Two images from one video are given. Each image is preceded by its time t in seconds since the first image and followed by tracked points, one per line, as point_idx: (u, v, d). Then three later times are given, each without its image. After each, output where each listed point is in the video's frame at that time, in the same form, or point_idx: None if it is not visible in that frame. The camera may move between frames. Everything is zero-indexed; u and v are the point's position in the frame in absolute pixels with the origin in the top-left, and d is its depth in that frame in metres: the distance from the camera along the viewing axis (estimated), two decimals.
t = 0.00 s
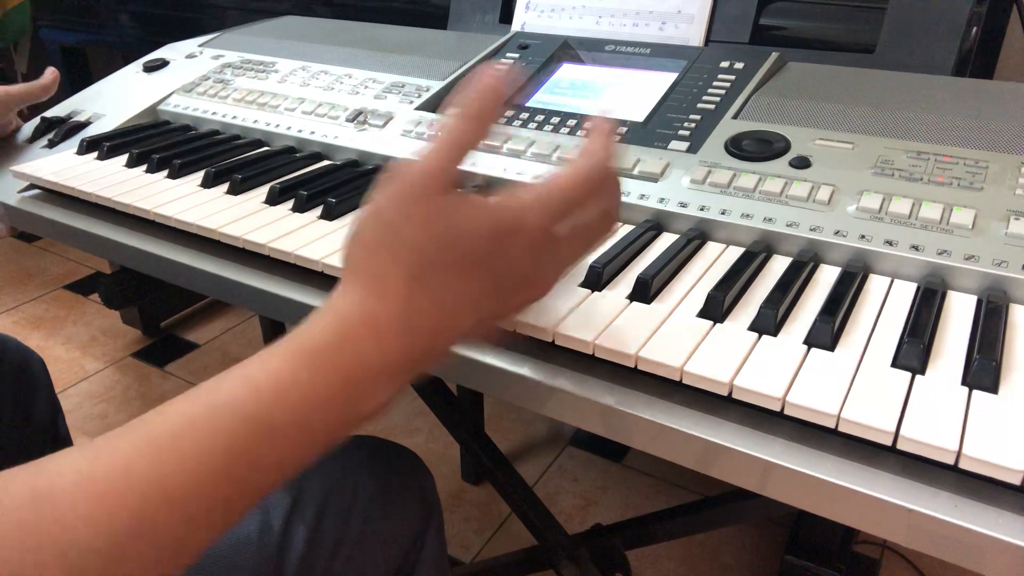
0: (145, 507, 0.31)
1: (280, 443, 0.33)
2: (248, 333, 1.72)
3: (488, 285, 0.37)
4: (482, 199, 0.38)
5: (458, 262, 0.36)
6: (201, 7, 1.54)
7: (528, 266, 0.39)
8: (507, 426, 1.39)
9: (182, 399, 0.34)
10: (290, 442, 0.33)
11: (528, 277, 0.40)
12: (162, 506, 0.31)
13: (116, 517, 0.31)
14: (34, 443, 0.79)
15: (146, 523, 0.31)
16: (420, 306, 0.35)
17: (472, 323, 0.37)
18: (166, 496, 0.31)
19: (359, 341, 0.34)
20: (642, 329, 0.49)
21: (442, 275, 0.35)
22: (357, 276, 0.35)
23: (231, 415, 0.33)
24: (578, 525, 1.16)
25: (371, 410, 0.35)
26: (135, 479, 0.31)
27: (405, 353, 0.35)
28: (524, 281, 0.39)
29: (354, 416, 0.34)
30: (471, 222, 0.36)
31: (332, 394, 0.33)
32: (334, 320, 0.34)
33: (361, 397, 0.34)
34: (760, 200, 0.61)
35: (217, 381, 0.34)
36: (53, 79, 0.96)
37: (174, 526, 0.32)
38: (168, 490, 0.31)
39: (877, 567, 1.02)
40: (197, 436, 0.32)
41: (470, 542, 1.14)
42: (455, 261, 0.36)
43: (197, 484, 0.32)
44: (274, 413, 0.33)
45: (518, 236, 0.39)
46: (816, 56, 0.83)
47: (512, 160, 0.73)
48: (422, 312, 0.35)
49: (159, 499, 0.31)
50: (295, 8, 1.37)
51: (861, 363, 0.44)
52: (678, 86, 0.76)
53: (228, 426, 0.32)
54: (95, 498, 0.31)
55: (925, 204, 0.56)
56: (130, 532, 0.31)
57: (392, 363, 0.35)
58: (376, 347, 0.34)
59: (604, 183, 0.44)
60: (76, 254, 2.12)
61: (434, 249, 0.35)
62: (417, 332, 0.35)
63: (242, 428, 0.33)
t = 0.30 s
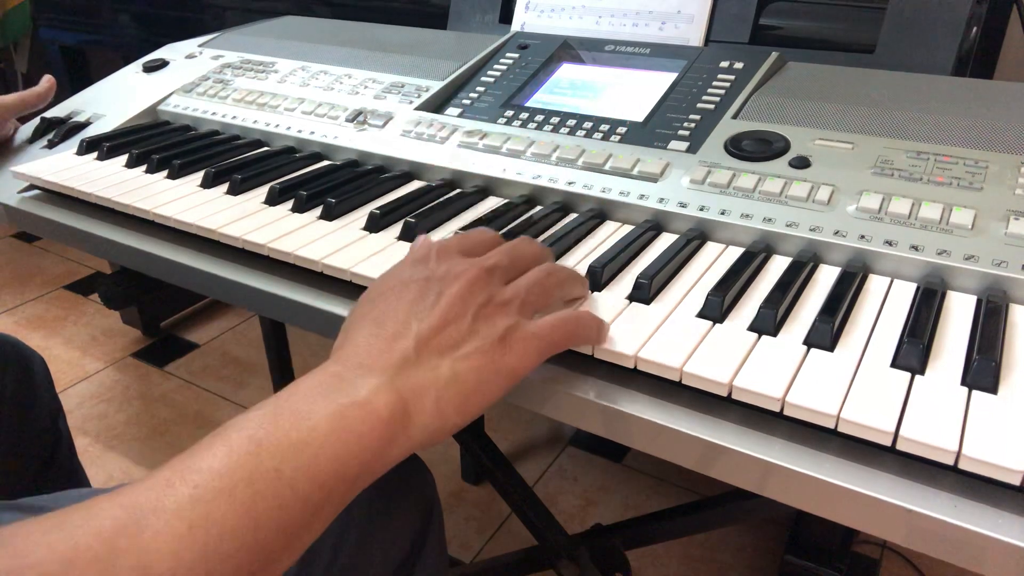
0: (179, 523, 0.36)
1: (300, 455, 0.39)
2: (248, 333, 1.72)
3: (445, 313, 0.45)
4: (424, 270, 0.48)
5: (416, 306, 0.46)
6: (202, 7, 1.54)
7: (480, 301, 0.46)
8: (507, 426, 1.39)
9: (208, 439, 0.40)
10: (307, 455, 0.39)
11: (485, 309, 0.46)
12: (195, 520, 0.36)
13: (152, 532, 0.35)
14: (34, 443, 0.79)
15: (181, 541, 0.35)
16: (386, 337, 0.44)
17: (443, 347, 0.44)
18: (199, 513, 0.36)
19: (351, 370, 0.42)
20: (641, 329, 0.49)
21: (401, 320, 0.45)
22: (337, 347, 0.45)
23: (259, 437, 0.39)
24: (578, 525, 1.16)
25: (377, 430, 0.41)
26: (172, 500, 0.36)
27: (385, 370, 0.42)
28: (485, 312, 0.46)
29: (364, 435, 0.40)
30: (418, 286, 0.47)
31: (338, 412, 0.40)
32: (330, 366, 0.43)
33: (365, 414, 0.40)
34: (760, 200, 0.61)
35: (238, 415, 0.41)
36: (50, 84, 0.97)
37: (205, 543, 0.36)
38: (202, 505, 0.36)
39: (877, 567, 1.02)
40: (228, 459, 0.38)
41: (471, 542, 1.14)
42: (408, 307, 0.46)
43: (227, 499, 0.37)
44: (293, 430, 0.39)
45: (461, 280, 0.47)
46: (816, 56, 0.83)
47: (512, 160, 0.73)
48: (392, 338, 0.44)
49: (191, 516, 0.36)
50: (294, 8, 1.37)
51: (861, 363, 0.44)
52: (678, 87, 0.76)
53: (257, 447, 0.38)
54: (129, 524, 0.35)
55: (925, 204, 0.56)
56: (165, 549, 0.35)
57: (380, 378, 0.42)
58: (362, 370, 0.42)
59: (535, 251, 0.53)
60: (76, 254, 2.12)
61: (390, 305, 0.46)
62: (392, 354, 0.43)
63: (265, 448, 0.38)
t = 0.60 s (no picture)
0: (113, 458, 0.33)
1: (245, 401, 0.35)
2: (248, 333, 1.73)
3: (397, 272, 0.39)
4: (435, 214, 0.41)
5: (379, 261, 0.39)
6: (202, 7, 1.54)
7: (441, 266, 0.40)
8: (507, 427, 1.39)
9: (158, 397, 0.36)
10: (252, 409, 0.35)
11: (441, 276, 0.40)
12: (135, 453, 0.33)
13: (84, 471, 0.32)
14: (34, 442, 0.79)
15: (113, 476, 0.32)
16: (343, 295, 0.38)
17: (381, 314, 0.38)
18: (142, 450, 0.33)
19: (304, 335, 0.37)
20: (641, 329, 0.49)
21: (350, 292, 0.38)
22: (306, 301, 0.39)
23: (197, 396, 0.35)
24: (578, 525, 1.16)
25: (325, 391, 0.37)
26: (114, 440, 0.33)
27: (334, 317, 0.37)
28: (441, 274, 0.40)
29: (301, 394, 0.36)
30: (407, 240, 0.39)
31: (285, 362, 0.36)
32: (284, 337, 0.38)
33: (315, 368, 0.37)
34: (760, 200, 0.61)
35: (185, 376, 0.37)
36: (44, 85, 0.96)
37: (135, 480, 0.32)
38: (144, 451, 0.33)
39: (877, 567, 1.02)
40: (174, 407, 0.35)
41: (471, 542, 1.14)
42: (376, 266, 0.38)
43: (168, 444, 0.33)
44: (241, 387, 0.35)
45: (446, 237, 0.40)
46: (816, 56, 0.83)
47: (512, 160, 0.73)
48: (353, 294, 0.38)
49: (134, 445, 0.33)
50: (294, 9, 1.37)
51: (861, 363, 0.44)
52: (678, 86, 0.76)
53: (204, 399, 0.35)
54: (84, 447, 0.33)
55: (925, 204, 0.56)
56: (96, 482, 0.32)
57: (327, 323, 0.38)
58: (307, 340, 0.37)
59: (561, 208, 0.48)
60: (76, 253, 2.12)
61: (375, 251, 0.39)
62: (339, 304, 0.38)
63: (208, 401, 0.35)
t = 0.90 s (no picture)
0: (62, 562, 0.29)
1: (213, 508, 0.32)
2: (248, 333, 1.73)
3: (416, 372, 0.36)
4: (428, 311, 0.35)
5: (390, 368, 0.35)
6: (202, 7, 1.54)
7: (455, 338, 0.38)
8: (507, 426, 1.40)
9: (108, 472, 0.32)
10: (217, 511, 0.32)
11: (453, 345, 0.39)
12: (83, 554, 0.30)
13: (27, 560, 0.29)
14: (34, 442, 0.79)
15: None
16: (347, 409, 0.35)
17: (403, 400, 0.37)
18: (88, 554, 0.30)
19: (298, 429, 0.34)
20: (641, 329, 0.49)
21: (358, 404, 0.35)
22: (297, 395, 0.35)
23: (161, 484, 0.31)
24: (579, 525, 1.16)
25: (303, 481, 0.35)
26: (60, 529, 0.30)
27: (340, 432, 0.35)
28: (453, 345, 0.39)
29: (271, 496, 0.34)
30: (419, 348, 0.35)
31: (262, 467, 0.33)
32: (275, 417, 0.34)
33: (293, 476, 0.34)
34: (760, 201, 0.61)
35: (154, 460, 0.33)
36: (40, 86, 0.96)
37: None
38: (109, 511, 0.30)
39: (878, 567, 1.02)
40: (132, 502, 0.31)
41: (471, 542, 1.14)
42: (395, 375, 0.35)
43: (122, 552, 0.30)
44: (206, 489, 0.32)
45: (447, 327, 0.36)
46: (815, 57, 0.83)
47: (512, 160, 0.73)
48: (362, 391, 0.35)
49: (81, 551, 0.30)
50: (294, 8, 1.37)
51: (861, 363, 0.44)
52: (678, 86, 0.76)
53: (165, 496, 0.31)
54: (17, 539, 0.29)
55: (925, 204, 0.56)
56: None
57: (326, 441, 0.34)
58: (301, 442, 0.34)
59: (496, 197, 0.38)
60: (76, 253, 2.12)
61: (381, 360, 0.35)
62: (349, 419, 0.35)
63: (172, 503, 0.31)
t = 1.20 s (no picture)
0: (118, 539, 0.32)
1: (241, 483, 0.35)
2: (248, 333, 1.73)
3: (431, 318, 0.41)
4: (411, 259, 0.43)
5: (398, 306, 0.41)
6: (201, 7, 1.54)
7: (468, 304, 0.42)
8: (507, 426, 1.40)
9: (162, 442, 0.36)
10: (256, 476, 0.35)
11: (472, 312, 0.43)
12: (131, 540, 0.33)
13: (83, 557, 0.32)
14: (35, 442, 0.79)
15: (114, 558, 0.32)
16: (364, 343, 0.39)
17: (424, 354, 0.40)
18: (136, 530, 0.33)
19: (324, 375, 0.38)
20: (642, 329, 0.49)
21: (374, 343, 0.39)
22: (313, 344, 0.40)
23: (195, 452, 0.35)
24: (578, 525, 1.16)
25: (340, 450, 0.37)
26: (112, 511, 0.33)
27: (358, 382, 0.38)
28: (470, 315, 0.42)
29: (309, 469, 0.36)
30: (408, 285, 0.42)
31: (297, 428, 0.36)
32: (299, 376, 0.38)
33: (329, 436, 0.36)
34: (760, 201, 0.61)
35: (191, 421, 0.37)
36: (42, 87, 0.96)
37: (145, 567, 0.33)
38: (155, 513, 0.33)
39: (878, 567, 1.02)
40: (176, 470, 0.34)
41: (471, 542, 1.14)
42: (411, 373, 0.39)
43: (167, 521, 0.33)
44: (245, 450, 0.35)
45: (447, 281, 0.43)
46: (816, 57, 0.83)
47: (512, 160, 0.73)
48: (364, 351, 0.39)
49: (130, 531, 0.33)
50: (294, 8, 1.37)
51: (861, 363, 0.44)
52: (678, 86, 0.76)
53: (205, 459, 0.35)
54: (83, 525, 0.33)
55: (925, 204, 0.56)
56: (100, 563, 0.32)
57: (348, 393, 0.37)
58: (327, 387, 0.37)
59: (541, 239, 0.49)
60: (76, 253, 2.12)
61: (374, 301, 0.41)
62: (367, 365, 0.38)
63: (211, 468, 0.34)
